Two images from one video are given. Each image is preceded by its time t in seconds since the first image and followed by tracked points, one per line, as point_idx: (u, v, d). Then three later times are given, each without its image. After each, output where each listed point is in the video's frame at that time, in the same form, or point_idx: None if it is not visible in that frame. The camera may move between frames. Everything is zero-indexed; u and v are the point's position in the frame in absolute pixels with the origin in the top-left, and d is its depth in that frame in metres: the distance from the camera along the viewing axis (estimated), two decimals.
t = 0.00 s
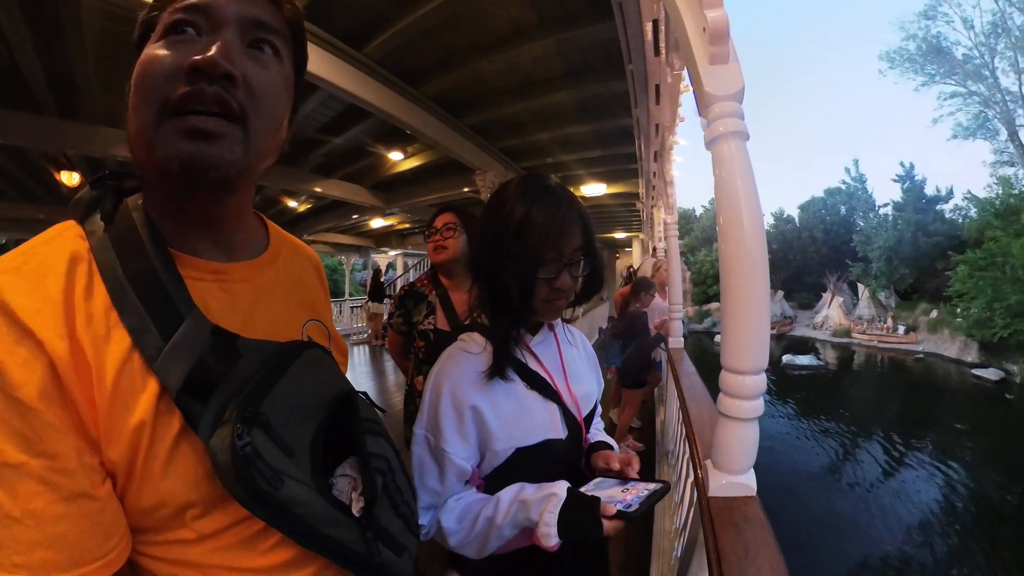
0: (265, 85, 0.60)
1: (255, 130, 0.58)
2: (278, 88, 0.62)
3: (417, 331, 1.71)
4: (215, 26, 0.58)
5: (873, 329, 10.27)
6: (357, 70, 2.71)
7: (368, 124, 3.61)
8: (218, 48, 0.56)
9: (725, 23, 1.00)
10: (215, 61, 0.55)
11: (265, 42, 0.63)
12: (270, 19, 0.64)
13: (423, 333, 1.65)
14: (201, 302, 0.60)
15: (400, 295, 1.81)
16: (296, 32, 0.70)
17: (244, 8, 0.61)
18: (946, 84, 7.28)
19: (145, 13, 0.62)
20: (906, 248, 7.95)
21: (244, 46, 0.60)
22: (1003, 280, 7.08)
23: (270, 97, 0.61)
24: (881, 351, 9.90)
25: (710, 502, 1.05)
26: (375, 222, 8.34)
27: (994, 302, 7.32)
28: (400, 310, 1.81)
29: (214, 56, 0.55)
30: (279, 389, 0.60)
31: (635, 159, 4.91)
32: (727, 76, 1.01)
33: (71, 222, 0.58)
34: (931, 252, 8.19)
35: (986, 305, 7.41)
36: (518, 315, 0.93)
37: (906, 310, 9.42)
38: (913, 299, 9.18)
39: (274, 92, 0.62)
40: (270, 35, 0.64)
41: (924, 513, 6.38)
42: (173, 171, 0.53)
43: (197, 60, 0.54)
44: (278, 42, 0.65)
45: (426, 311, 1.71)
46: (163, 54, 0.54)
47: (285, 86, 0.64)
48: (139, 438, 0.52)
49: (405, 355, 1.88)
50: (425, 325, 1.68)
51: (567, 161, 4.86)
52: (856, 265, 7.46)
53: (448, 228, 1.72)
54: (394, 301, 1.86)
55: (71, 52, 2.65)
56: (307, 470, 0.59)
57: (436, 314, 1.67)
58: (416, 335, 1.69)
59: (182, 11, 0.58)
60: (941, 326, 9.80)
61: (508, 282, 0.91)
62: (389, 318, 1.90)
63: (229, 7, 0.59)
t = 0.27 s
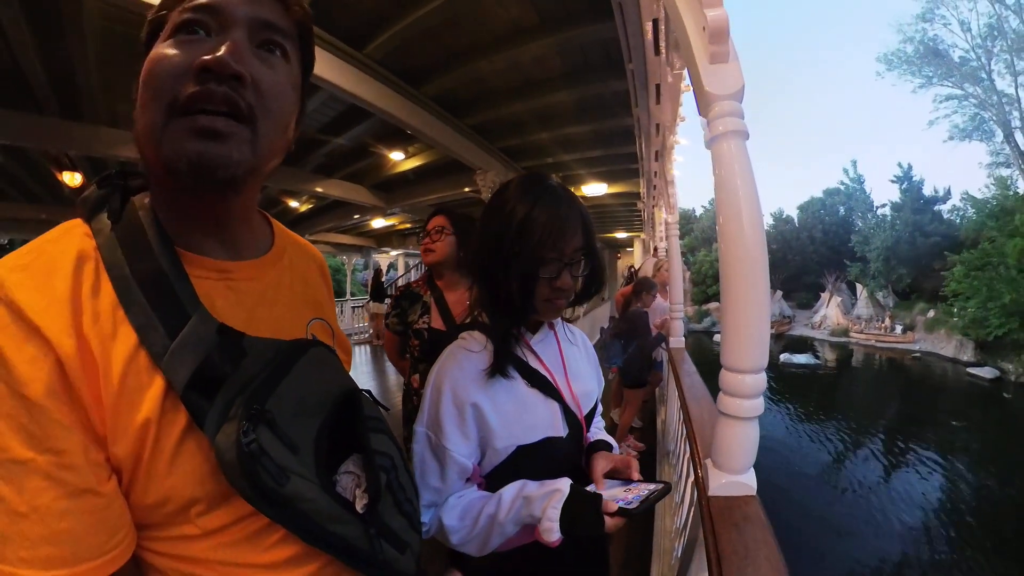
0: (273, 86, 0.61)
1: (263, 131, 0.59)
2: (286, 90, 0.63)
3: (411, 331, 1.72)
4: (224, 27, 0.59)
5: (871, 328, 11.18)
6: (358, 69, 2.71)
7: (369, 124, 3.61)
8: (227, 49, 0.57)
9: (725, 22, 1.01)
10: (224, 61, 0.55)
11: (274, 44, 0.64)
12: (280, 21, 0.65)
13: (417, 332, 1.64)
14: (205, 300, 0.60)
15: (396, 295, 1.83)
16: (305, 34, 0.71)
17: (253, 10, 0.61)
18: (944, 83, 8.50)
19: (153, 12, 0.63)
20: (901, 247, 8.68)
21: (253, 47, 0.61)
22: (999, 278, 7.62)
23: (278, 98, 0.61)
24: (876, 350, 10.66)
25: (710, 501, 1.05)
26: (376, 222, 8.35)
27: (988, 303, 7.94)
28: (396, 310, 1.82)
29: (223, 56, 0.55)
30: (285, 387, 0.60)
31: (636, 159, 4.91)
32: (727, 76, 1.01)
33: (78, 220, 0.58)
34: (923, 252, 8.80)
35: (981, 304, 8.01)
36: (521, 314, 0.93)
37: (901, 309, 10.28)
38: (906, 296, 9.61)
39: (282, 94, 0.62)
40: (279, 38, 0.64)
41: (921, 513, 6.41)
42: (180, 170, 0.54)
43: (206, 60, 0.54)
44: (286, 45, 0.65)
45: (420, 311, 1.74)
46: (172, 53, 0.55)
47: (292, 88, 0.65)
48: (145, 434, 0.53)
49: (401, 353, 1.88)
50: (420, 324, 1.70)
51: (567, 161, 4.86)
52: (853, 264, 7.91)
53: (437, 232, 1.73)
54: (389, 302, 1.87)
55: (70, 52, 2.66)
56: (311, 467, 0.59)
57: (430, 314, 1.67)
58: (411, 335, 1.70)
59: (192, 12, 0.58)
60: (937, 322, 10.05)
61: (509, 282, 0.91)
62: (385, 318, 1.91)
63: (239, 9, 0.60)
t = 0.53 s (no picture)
0: (276, 85, 0.60)
1: (266, 130, 0.58)
2: (289, 88, 0.63)
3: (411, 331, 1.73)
4: (228, 24, 0.59)
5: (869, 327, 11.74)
6: (358, 69, 2.72)
7: (369, 124, 3.61)
8: (231, 47, 0.57)
9: (725, 17, 1.01)
10: (228, 58, 0.55)
11: (277, 41, 0.63)
12: (283, 18, 0.64)
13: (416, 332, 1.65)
14: (206, 296, 0.60)
15: (392, 296, 1.83)
16: (308, 32, 0.71)
17: (257, 7, 0.61)
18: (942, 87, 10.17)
19: (158, 9, 0.63)
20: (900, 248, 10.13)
21: (257, 46, 0.61)
22: (996, 279, 7.61)
23: (281, 97, 0.61)
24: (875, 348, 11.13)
25: (711, 503, 1.05)
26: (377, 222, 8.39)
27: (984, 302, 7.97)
28: (392, 310, 1.82)
29: (227, 54, 0.55)
30: (285, 384, 0.60)
31: (636, 158, 4.93)
32: (727, 72, 1.01)
33: (79, 216, 0.58)
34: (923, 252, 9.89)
35: (976, 304, 8.05)
36: (522, 312, 0.93)
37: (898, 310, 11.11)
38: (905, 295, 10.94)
39: (285, 92, 0.62)
40: (283, 36, 0.64)
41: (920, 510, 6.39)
42: (184, 168, 0.54)
43: (211, 58, 0.54)
44: (290, 43, 0.65)
45: (420, 310, 1.75)
46: (176, 50, 0.55)
47: (295, 86, 0.65)
48: (145, 429, 0.53)
49: (400, 354, 1.88)
50: (419, 324, 1.71)
51: (568, 160, 4.87)
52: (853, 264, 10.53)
53: (431, 231, 1.74)
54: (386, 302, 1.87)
55: (73, 52, 2.67)
56: (312, 463, 0.59)
57: (429, 313, 1.68)
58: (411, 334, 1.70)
59: (196, 9, 0.58)
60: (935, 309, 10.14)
61: (510, 280, 0.91)
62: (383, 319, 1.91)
63: (243, 7, 0.59)
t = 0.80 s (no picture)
0: (274, 85, 0.60)
1: (264, 130, 0.58)
2: (287, 89, 0.63)
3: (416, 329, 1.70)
4: (225, 24, 0.59)
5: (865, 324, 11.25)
6: (357, 69, 2.72)
7: (369, 123, 3.62)
8: (228, 47, 0.56)
9: (725, 14, 1.01)
10: (226, 59, 0.55)
11: (276, 42, 0.63)
12: (281, 18, 0.64)
13: (422, 331, 1.64)
14: (205, 296, 0.60)
15: (400, 294, 1.80)
16: (307, 32, 0.71)
17: (255, 6, 0.61)
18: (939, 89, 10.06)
19: (155, 8, 0.62)
20: (898, 249, 9.79)
21: (254, 45, 0.61)
22: (991, 278, 7.68)
23: (279, 97, 0.61)
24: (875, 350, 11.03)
25: (711, 507, 1.05)
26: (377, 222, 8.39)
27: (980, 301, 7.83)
28: (399, 309, 1.79)
29: (225, 54, 0.55)
30: (283, 384, 0.60)
31: (636, 158, 4.94)
32: (727, 67, 1.01)
33: (77, 215, 0.58)
34: (922, 253, 9.58)
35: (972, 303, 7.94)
36: (522, 312, 0.93)
37: (896, 309, 11.04)
38: (903, 296, 10.63)
39: (283, 92, 0.62)
40: (281, 36, 0.64)
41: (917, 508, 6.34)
42: (182, 169, 0.54)
43: (209, 58, 0.54)
44: (288, 44, 0.65)
45: (426, 309, 1.72)
46: (173, 50, 0.55)
47: (294, 87, 0.65)
48: (142, 428, 0.53)
49: (403, 353, 1.86)
50: (425, 322, 1.68)
51: (568, 160, 4.87)
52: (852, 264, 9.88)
53: (448, 230, 1.74)
54: (394, 300, 1.84)
55: (73, 52, 2.67)
56: (310, 464, 0.59)
57: (436, 312, 1.67)
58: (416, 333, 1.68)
59: (194, 9, 0.58)
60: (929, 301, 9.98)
61: (511, 279, 0.91)
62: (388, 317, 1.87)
63: (240, 7, 0.59)
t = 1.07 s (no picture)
0: (271, 89, 0.60)
1: (261, 135, 0.58)
2: (284, 92, 0.62)
3: (425, 332, 1.73)
4: (221, 28, 0.58)
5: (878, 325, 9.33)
6: (356, 68, 2.71)
7: (369, 124, 3.62)
8: (223, 52, 0.56)
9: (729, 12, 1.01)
10: (221, 64, 0.55)
11: (273, 46, 0.63)
12: (277, 20, 0.64)
13: (433, 335, 1.67)
14: (205, 301, 0.60)
15: (408, 296, 1.81)
16: (304, 35, 0.70)
17: (251, 11, 0.61)
18: (938, 90, 9.78)
19: (150, 12, 0.62)
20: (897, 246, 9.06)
21: (250, 49, 0.60)
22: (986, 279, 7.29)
23: (275, 101, 0.61)
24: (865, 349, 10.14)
25: (713, 511, 1.05)
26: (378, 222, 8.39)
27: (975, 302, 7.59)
28: (407, 310, 1.80)
29: (220, 59, 0.55)
30: (283, 387, 0.60)
31: (637, 157, 4.93)
32: (730, 68, 1.01)
33: (75, 218, 0.58)
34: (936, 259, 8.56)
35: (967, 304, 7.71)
36: (523, 314, 0.93)
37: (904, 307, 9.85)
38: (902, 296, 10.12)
39: (280, 96, 0.62)
40: (278, 40, 0.64)
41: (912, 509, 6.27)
42: (178, 173, 0.53)
43: (204, 63, 0.54)
44: (285, 47, 0.65)
45: (436, 313, 1.75)
46: (168, 54, 0.54)
47: (291, 91, 0.65)
48: (143, 430, 0.52)
49: (407, 355, 1.85)
50: (435, 326, 1.72)
51: (568, 160, 4.86)
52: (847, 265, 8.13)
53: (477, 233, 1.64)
54: (401, 302, 1.85)
55: (69, 52, 2.66)
56: (309, 467, 0.59)
57: (446, 316, 1.70)
58: (425, 336, 1.71)
59: (190, 12, 0.58)
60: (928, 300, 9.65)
61: (512, 281, 0.90)
62: (393, 318, 1.87)
63: (236, 10, 0.59)
